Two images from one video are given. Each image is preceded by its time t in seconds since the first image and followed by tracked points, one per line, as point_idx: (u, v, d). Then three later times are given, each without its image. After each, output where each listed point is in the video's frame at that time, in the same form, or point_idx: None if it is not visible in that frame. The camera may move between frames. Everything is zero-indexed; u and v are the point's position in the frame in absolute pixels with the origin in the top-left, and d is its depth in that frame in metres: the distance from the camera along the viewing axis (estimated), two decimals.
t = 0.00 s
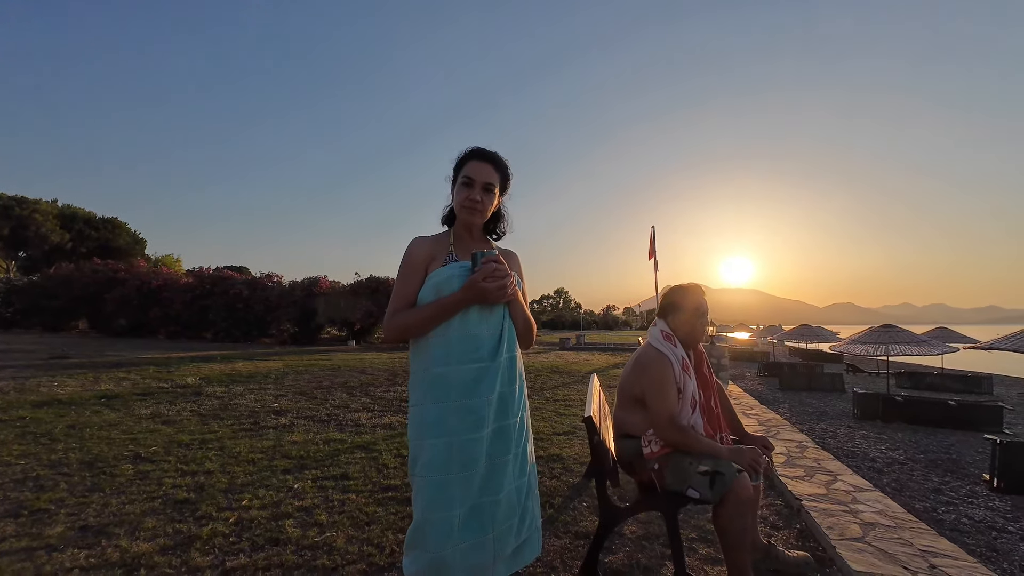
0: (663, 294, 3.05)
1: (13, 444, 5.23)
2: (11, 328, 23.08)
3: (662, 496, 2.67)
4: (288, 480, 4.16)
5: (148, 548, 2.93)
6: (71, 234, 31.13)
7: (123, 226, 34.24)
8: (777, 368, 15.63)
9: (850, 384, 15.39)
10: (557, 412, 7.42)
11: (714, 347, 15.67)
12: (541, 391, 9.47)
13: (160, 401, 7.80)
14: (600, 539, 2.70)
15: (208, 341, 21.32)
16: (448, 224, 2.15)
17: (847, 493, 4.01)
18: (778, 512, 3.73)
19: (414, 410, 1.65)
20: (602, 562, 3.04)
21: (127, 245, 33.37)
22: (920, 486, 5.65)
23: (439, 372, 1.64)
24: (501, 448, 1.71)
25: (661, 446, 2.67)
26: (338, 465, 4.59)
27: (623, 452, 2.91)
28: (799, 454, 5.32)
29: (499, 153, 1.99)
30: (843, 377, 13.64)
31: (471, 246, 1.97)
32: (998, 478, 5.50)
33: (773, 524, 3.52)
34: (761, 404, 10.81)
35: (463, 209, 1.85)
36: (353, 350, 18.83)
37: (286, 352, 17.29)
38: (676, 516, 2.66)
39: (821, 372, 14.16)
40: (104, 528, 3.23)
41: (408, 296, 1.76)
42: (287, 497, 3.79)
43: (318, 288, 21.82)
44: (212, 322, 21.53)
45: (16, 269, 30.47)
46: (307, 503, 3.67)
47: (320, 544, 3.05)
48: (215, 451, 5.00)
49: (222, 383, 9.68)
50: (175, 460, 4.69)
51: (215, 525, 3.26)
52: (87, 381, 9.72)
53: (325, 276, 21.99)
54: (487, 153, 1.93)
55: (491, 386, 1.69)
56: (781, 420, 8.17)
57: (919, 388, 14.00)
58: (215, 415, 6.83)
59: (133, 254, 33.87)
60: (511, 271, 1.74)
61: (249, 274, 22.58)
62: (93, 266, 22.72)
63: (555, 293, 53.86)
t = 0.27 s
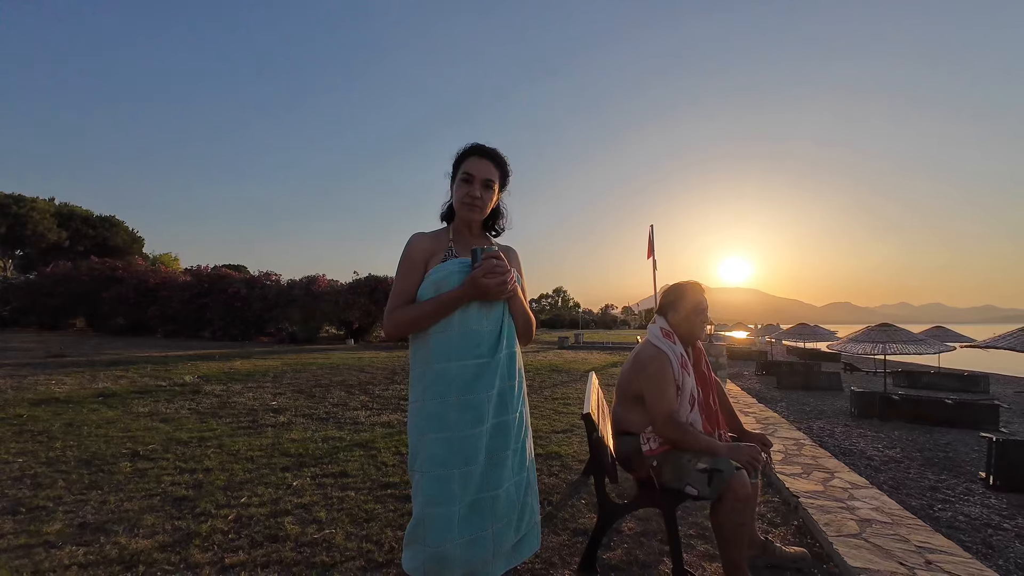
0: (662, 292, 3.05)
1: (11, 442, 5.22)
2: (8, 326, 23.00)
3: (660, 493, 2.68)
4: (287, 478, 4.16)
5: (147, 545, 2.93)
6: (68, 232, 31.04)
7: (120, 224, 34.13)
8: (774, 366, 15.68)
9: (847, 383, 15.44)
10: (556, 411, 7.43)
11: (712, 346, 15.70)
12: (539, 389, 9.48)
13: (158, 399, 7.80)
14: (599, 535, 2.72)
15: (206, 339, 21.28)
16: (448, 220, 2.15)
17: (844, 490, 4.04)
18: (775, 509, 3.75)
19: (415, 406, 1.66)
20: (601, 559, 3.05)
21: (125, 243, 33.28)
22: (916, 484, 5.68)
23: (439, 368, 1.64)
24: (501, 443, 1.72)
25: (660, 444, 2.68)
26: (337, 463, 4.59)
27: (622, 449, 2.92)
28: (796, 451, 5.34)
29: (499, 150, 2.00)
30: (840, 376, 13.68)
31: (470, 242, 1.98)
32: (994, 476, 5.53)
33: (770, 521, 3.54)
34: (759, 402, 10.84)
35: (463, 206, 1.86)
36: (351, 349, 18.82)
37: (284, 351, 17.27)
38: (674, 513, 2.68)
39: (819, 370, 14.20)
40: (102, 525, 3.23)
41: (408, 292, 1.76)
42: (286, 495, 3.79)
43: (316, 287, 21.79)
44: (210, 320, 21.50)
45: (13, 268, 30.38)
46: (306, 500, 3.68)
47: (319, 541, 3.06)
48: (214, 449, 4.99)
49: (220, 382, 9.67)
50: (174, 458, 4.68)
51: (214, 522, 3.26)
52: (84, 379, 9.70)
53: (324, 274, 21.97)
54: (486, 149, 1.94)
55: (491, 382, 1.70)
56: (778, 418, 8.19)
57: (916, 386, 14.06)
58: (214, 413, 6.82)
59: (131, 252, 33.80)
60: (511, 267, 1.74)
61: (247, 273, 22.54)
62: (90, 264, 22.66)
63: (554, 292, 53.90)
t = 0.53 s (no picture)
0: (663, 290, 3.04)
1: (9, 440, 5.21)
2: (6, 325, 22.95)
3: (660, 491, 2.68)
4: (286, 476, 4.15)
5: (145, 544, 2.92)
6: (67, 230, 30.96)
7: (118, 223, 34.07)
8: (773, 365, 15.69)
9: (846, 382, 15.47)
10: (555, 409, 7.43)
11: (711, 345, 15.71)
12: (538, 388, 9.49)
13: (157, 397, 7.78)
14: (599, 532, 2.72)
15: (205, 338, 21.25)
16: (447, 217, 2.14)
17: (843, 489, 4.04)
18: (775, 508, 3.75)
19: (414, 403, 1.65)
20: (601, 557, 3.05)
21: (123, 242, 33.21)
22: (915, 483, 5.69)
23: (439, 366, 1.64)
24: (501, 441, 1.71)
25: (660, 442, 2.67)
26: (336, 462, 4.58)
27: (622, 447, 2.92)
28: (796, 450, 5.34)
29: (498, 146, 1.99)
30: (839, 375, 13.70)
31: (470, 239, 1.97)
32: (993, 475, 5.55)
33: (770, 519, 3.54)
34: (758, 401, 10.86)
35: (463, 202, 1.85)
36: (350, 348, 18.81)
37: (283, 349, 17.25)
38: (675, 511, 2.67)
39: (817, 369, 14.22)
40: (100, 524, 3.21)
41: (408, 289, 1.75)
42: (285, 493, 3.78)
43: (315, 286, 21.77)
44: (209, 319, 21.47)
45: (11, 266, 30.29)
46: (305, 498, 3.67)
47: (318, 539, 3.06)
48: (212, 447, 4.98)
49: (219, 380, 9.66)
50: (172, 457, 4.67)
51: (213, 521, 3.26)
52: (83, 377, 9.68)
53: (323, 273, 21.95)
54: (486, 145, 1.93)
55: (491, 380, 1.69)
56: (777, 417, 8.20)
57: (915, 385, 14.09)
58: (213, 412, 6.81)
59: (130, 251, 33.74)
60: (511, 264, 1.74)
61: (246, 272, 22.51)
62: (89, 262, 22.60)
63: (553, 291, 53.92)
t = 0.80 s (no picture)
0: (663, 290, 3.04)
1: (10, 439, 5.21)
2: (6, 324, 22.94)
3: (660, 491, 2.68)
4: (286, 476, 4.15)
5: (145, 543, 2.92)
6: (66, 229, 30.95)
7: (118, 222, 34.04)
8: (773, 365, 15.69)
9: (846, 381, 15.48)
10: (556, 409, 7.43)
11: (711, 344, 15.71)
12: (539, 387, 9.50)
13: (157, 396, 7.79)
14: (599, 532, 2.72)
15: (205, 337, 21.23)
16: (447, 217, 2.14)
17: (844, 489, 4.04)
18: (775, 507, 3.75)
19: (415, 403, 1.65)
20: (601, 557, 3.05)
21: (123, 241, 33.19)
22: (915, 482, 5.69)
23: (440, 365, 1.63)
24: (502, 441, 1.71)
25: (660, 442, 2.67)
26: (336, 461, 4.58)
27: (622, 447, 2.92)
28: (796, 449, 5.35)
29: (499, 144, 1.98)
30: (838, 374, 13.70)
31: (471, 237, 1.96)
32: (992, 474, 5.55)
33: (770, 519, 3.54)
34: (758, 400, 10.87)
35: (464, 198, 1.84)
36: (350, 347, 18.81)
37: (283, 348, 17.24)
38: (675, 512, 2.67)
39: (817, 369, 14.22)
40: (100, 523, 3.21)
41: (408, 289, 1.75)
42: (285, 492, 3.78)
43: (315, 285, 21.76)
44: (209, 318, 21.46)
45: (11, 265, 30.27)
46: (305, 498, 3.67)
47: (319, 538, 3.05)
48: (213, 446, 4.98)
49: (219, 379, 9.65)
50: (173, 455, 4.67)
51: (213, 520, 3.26)
52: (83, 376, 9.69)
53: (322, 272, 21.92)
54: (486, 140, 1.92)
55: (492, 380, 1.68)
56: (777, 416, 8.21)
57: (914, 384, 14.10)
58: (213, 411, 6.81)
59: (129, 250, 33.71)
60: (512, 263, 1.73)
61: (246, 270, 22.49)
62: (88, 261, 22.58)
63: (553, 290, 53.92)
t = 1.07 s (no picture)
0: (663, 291, 3.04)
1: (11, 438, 5.22)
2: (6, 322, 22.96)
3: (661, 491, 2.69)
4: (288, 475, 4.16)
5: (148, 542, 2.93)
6: (67, 228, 30.96)
7: (118, 220, 34.03)
8: (774, 364, 15.69)
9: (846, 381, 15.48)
10: (556, 408, 7.45)
11: (712, 344, 15.71)
12: (539, 387, 9.51)
13: (158, 395, 7.80)
14: (600, 532, 2.73)
15: (205, 336, 21.25)
16: (448, 220, 2.14)
17: (844, 489, 4.05)
18: (776, 507, 3.76)
19: (418, 404, 1.65)
20: (602, 557, 3.06)
21: (124, 239, 33.20)
22: (915, 482, 5.70)
23: (442, 366, 1.64)
24: (505, 441, 1.71)
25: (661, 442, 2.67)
26: (338, 460, 4.60)
27: (623, 447, 2.92)
28: (796, 449, 5.36)
29: (499, 146, 1.99)
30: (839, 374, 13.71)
31: (472, 239, 1.96)
32: (992, 474, 5.56)
33: (771, 519, 3.55)
34: (758, 400, 10.88)
35: (465, 201, 1.84)
36: (350, 346, 18.84)
37: (284, 347, 17.26)
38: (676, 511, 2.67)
39: (818, 368, 14.22)
40: (103, 522, 3.23)
41: (410, 290, 1.75)
42: (287, 491, 3.79)
43: (315, 284, 21.75)
44: (209, 317, 21.47)
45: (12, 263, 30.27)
46: (307, 497, 3.68)
47: (321, 538, 3.06)
48: (214, 445, 4.99)
49: (220, 378, 9.67)
50: (175, 454, 4.68)
51: (215, 519, 3.27)
52: (84, 375, 9.70)
53: (323, 271, 21.93)
54: (487, 144, 1.93)
55: (495, 380, 1.69)
56: (778, 416, 8.22)
57: (915, 384, 14.10)
58: (214, 410, 6.83)
59: (130, 248, 33.72)
60: (514, 264, 1.73)
61: (246, 269, 22.51)
62: (89, 260, 22.59)
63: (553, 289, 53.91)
